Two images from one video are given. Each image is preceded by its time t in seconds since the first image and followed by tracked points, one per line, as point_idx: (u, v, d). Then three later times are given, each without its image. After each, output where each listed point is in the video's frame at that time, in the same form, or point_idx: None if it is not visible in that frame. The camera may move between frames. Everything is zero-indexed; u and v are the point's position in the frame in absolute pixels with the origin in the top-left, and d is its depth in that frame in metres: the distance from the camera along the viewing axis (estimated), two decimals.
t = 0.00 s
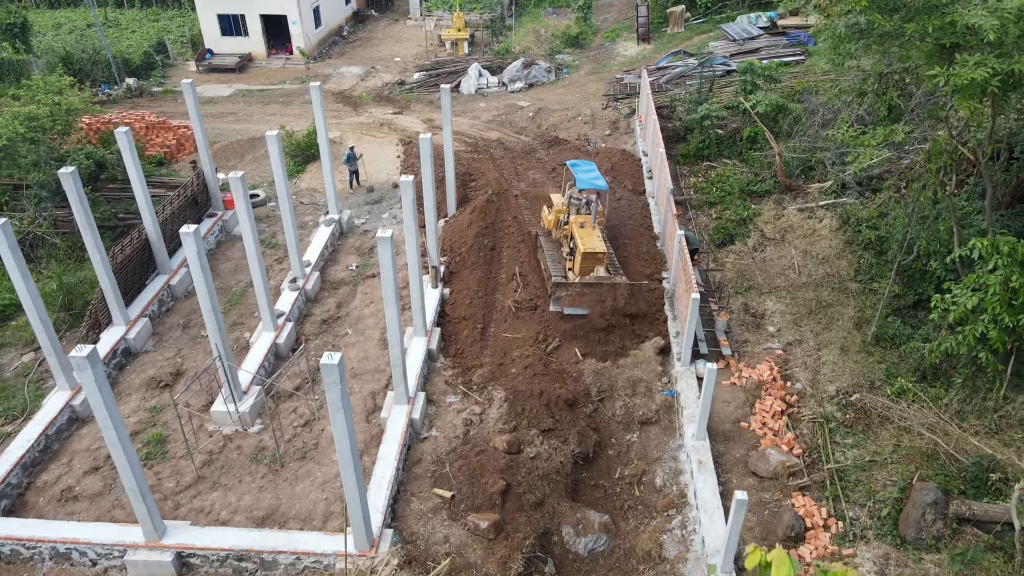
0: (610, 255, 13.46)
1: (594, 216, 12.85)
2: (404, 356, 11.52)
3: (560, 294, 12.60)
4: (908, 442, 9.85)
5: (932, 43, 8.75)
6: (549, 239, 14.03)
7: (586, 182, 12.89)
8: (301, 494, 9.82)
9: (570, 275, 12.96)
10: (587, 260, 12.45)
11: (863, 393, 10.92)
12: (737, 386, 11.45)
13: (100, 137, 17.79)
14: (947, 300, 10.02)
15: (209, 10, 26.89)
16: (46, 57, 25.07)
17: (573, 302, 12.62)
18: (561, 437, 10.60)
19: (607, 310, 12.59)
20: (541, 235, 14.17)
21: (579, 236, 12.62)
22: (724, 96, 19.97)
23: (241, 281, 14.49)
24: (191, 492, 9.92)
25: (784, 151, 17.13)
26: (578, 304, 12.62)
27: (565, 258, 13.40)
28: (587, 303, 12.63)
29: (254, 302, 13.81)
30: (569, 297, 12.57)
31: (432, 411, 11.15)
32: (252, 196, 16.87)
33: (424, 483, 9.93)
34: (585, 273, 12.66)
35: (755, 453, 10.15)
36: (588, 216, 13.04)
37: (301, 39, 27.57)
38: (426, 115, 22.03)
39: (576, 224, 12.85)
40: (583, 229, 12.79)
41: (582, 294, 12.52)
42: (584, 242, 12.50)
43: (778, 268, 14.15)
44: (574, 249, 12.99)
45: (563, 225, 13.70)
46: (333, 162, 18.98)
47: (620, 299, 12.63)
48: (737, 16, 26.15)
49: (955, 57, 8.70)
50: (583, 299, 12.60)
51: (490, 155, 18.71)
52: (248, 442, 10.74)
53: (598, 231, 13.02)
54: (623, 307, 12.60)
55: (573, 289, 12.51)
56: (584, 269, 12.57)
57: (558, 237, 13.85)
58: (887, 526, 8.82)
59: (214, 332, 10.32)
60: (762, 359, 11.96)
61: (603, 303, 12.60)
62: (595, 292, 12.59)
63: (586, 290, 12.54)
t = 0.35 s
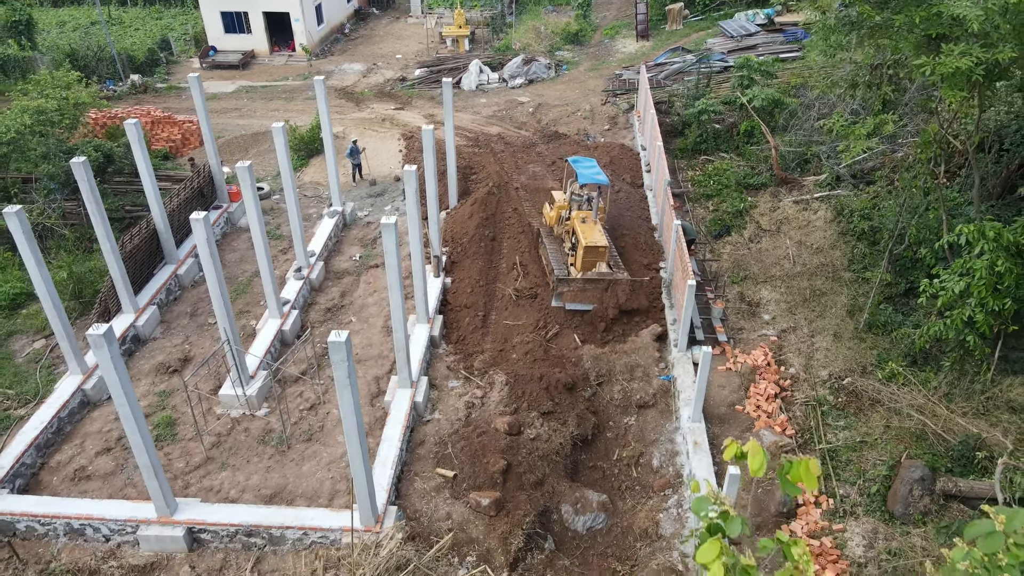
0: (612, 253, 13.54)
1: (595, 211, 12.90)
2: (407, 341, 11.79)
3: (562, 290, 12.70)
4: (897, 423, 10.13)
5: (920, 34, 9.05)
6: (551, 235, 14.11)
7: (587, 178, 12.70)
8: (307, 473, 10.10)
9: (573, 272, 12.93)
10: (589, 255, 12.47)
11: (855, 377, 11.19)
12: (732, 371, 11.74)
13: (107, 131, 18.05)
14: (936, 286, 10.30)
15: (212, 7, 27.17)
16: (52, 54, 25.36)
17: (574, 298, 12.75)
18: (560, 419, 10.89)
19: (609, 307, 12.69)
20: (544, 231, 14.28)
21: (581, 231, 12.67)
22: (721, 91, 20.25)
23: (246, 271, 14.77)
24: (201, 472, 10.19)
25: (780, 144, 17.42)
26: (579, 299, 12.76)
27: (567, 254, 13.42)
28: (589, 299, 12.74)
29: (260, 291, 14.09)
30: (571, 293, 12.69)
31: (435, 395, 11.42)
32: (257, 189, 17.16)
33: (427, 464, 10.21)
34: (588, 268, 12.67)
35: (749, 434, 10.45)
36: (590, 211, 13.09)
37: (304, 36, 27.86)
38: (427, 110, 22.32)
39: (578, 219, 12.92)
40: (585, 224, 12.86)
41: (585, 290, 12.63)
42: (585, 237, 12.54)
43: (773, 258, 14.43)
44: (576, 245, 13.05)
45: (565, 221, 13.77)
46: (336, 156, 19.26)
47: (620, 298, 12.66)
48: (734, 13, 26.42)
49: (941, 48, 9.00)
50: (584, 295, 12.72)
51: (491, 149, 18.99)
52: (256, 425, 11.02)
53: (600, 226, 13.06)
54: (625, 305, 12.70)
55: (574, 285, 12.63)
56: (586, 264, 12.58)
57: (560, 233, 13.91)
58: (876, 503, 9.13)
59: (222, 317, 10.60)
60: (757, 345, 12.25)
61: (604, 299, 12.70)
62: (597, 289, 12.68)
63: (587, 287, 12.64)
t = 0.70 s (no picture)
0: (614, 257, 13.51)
1: (597, 210, 12.93)
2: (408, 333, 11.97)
3: (564, 296, 12.71)
4: (891, 412, 10.29)
5: (912, 30, 9.30)
6: (553, 235, 14.14)
7: (589, 177, 12.74)
8: (311, 461, 10.29)
9: (575, 275, 12.96)
10: (591, 254, 12.49)
11: (850, 367, 11.37)
12: (729, 362, 11.92)
13: (111, 128, 18.24)
14: (929, 277, 10.50)
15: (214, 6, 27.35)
16: (55, 52, 25.53)
17: (576, 305, 12.76)
18: (560, 409, 11.08)
19: (610, 314, 12.74)
20: (546, 232, 14.27)
21: (582, 230, 12.68)
22: (720, 89, 20.44)
23: (250, 265, 14.96)
24: (206, 459, 10.37)
25: (777, 140, 17.62)
26: (581, 306, 12.76)
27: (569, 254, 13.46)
28: (591, 306, 12.73)
29: (263, 285, 14.28)
30: (572, 300, 12.72)
31: (436, 386, 11.60)
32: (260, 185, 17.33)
33: (429, 452, 10.38)
34: (590, 269, 12.69)
35: (746, 423, 10.64)
36: (591, 211, 13.13)
37: (305, 35, 28.06)
38: (428, 108, 22.50)
39: (579, 219, 12.98)
40: (587, 224, 12.90)
41: (586, 297, 12.65)
42: (587, 236, 12.56)
43: (770, 252, 14.62)
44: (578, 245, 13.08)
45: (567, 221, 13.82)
46: (338, 152, 19.45)
47: (620, 304, 12.70)
48: (733, 12, 26.65)
49: (933, 44, 9.24)
50: (586, 301, 12.73)
51: (491, 146, 19.18)
52: (260, 414, 11.21)
53: (602, 225, 13.09)
54: (625, 310, 12.73)
55: (576, 292, 12.65)
56: (588, 264, 12.60)
57: (563, 234, 13.94)
58: (870, 489, 9.33)
59: (227, 308, 10.80)
60: (754, 337, 12.44)
61: (606, 304, 12.71)
62: (598, 296, 12.69)
63: (589, 293, 12.65)
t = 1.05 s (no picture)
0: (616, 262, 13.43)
1: (599, 211, 12.87)
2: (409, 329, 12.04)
3: (566, 305, 12.60)
4: (889, 407, 10.32)
5: (910, 28, 9.39)
6: (554, 237, 14.01)
7: (591, 179, 12.73)
8: (313, 456, 10.36)
9: (576, 279, 12.86)
10: (594, 256, 12.41)
11: (848, 363, 11.43)
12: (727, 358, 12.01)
13: (113, 127, 18.31)
14: (926, 273, 10.58)
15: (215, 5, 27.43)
16: (57, 51, 25.60)
17: (578, 313, 12.68)
18: (560, 405, 11.16)
19: (612, 322, 12.72)
20: (547, 233, 14.19)
21: (585, 232, 12.63)
22: (719, 87, 20.52)
23: (251, 263, 15.03)
24: (208, 455, 10.44)
25: (776, 139, 17.70)
26: (584, 314, 12.67)
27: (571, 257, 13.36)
28: (594, 314, 12.66)
29: (265, 282, 14.36)
30: (575, 309, 12.63)
31: (437, 382, 11.68)
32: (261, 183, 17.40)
33: (430, 448, 10.45)
34: (592, 272, 12.63)
35: (744, 419, 10.73)
36: (593, 213, 13.06)
37: (306, 34, 28.13)
38: (429, 107, 22.59)
39: (581, 220, 12.90)
40: (589, 226, 12.83)
41: (588, 306, 12.55)
42: (590, 238, 12.50)
43: (769, 250, 14.70)
44: (580, 247, 12.98)
45: (568, 224, 13.73)
46: (339, 151, 19.52)
47: (623, 311, 12.68)
48: (733, 11, 26.72)
49: (930, 41, 9.32)
50: (589, 309, 12.62)
51: (491, 145, 19.26)
52: (262, 410, 11.29)
53: (604, 227, 13.02)
54: (627, 317, 12.70)
55: (578, 301, 12.53)
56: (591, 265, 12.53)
57: (564, 236, 13.83)
58: (867, 483, 9.41)
59: (229, 304, 10.87)
60: (753, 334, 12.52)
61: (609, 312, 12.66)
62: (601, 303, 12.60)
63: (591, 301, 12.55)
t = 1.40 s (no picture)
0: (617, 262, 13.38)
1: (599, 211, 12.86)
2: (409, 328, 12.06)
3: (567, 306, 12.57)
4: (888, 405, 10.28)
5: (909, 26, 9.42)
6: (555, 237, 13.98)
7: (591, 178, 12.71)
8: (313, 454, 10.38)
9: (577, 279, 12.79)
10: (594, 255, 12.38)
11: (848, 362, 11.46)
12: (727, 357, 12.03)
13: (113, 126, 18.33)
14: (926, 272, 10.59)
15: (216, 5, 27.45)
16: (58, 50, 25.63)
17: (579, 314, 12.60)
18: (560, 403, 11.19)
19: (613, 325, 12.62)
20: (547, 233, 14.16)
21: (585, 232, 12.62)
22: (719, 87, 20.54)
23: (252, 262, 15.05)
24: (209, 453, 10.46)
25: (776, 138, 17.71)
26: (584, 315, 12.61)
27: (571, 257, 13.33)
28: (594, 315, 12.60)
29: (265, 281, 14.38)
30: (576, 309, 12.56)
31: (437, 380, 11.69)
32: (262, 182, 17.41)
33: (430, 446, 10.47)
34: (592, 271, 12.58)
35: (744, 418, 10.74)
36: (594, 212, 13.05)
37: (306, 34, 28.14)
38: (429, 106, 22.61)
39: (581, 220, 12.88)
40: (589, 225, 12.81)
41: (589, 306, 12.47)
42: (590, 237, 12.48)
43: (769, 249, 14.72)
44: (580, 246, 12.96)
45: (568, 224, 13.70)
46: (340, 150, 19.54)
47: (623, 313, 12.58)
48: (732, 11, 26.74)
49: (929, 40, 9.35)
50: (589, 311, 12.56)
51: (491, 144, 19.28)
52: (263, 409, 11.31)
53: (604, 227, 13.00)
54: (626, 318, 12.62)
55: (578, 302, 12.47)
56: (592, 264, 12.50)
57: (564, 236, 13.80)
58: (867, 481, 9.43)
59: (229, 302, 10.90)
60: (753, 332, 12.54)
61: (609, 313, 12.55)
62: (602, 305, 12.51)
63: (591, 301, 12.47)
